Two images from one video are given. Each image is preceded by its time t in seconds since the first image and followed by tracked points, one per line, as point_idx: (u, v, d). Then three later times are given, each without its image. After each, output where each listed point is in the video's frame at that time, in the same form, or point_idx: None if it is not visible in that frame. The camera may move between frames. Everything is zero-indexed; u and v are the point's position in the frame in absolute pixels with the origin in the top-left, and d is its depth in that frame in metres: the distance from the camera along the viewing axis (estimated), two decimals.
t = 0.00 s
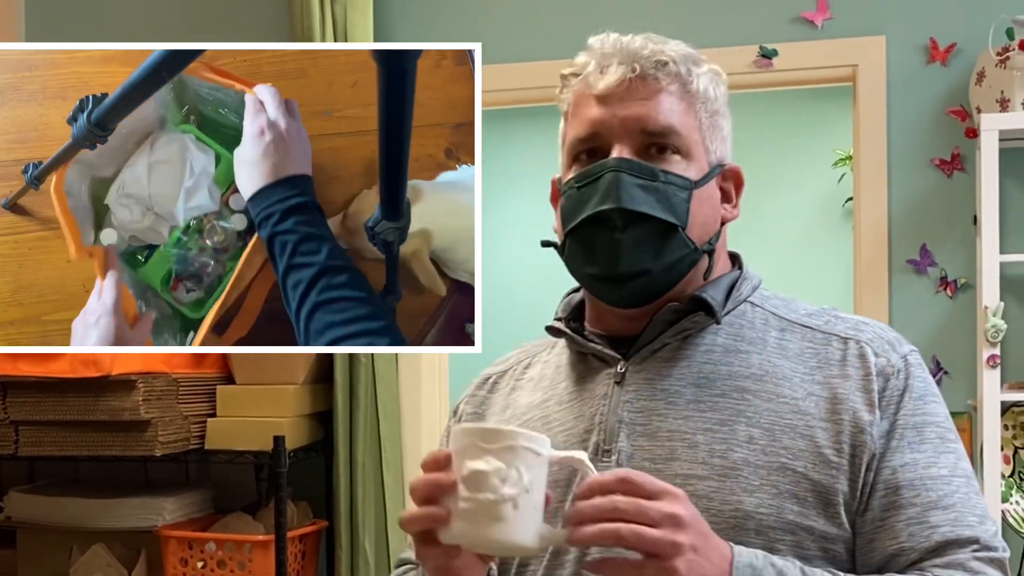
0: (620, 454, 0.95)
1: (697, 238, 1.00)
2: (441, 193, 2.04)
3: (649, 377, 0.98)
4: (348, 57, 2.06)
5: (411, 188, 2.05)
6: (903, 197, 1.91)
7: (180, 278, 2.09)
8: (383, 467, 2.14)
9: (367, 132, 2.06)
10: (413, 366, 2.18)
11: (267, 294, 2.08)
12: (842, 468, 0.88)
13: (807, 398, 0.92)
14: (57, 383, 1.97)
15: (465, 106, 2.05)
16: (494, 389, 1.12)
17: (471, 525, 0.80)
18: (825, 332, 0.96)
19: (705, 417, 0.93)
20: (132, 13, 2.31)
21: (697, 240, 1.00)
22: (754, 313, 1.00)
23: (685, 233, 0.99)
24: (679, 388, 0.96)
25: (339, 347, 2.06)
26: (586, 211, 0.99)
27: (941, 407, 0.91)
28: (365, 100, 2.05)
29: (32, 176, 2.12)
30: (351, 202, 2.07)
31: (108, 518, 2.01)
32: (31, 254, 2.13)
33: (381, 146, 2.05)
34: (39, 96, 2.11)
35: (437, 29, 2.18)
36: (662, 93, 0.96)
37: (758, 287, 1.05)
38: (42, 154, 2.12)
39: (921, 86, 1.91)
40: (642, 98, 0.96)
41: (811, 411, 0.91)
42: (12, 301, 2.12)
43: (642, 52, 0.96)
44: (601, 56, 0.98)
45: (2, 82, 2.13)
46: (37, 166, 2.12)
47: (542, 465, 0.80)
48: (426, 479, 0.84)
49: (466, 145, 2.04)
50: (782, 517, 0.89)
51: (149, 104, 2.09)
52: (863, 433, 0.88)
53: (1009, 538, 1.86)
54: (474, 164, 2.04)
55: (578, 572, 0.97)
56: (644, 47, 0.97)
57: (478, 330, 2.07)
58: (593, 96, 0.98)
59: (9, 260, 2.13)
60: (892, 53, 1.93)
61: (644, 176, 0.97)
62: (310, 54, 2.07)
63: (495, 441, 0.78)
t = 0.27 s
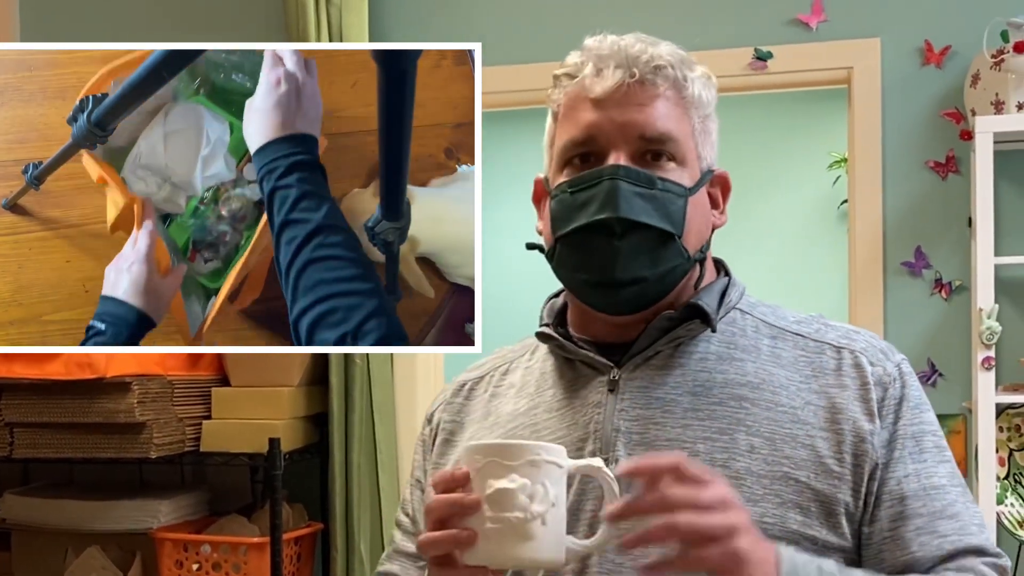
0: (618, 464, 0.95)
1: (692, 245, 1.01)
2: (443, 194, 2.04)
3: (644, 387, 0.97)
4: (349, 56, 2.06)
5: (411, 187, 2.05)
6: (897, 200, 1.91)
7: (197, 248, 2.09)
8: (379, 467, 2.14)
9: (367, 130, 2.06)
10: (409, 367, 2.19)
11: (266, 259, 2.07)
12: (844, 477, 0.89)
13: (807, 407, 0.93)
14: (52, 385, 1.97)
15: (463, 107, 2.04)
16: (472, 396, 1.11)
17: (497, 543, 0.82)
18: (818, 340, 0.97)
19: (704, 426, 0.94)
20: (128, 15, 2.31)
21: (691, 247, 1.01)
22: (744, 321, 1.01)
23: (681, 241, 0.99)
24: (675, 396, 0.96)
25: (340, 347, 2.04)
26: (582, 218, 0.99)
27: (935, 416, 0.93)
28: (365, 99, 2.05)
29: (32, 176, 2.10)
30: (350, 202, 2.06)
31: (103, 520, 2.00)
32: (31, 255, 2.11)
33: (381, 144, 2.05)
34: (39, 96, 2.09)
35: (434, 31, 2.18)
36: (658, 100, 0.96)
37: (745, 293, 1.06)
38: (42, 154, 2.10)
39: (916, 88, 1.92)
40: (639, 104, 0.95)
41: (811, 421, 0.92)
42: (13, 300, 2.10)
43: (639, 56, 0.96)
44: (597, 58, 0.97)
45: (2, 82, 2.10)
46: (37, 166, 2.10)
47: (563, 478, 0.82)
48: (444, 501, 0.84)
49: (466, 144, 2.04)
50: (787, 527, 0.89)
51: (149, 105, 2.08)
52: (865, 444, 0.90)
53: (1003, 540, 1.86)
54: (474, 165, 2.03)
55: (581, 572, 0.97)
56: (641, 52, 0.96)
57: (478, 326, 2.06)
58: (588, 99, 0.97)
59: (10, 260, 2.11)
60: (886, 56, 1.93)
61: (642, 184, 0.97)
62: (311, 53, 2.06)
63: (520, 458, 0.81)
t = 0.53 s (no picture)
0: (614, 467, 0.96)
1: (695, 271, 1.02)
2: (442, 194, 2.04)
3: (637, 392, 0.98)
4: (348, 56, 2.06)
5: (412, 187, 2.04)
6: (895, 202, 1.91)
7: (197, 180, 2.07)
8: (376, 468, 2.14)
9: (365, 131, 2.05)
10: (406, 367, 2.18)
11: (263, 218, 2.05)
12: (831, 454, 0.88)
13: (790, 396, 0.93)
14: (48, 388, 1.98)
15: (462, 109, 2.04)
16: (460, 404, 1.11)
17: (494, 536, 0.81)
18: (801, 333, 0.98)
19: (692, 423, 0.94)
20: (128, 17, 2.31)
21: (694, 275, 1.02)
22: (731, 322, 1.02)
23: (685, 271, 1.00)
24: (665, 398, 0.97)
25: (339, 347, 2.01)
26: (591, 243, 0.99)
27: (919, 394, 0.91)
28: (365, 100, 2.05)
29: (32, 176, 2.08)
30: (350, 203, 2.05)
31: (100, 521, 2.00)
32: (32, 256, 2.08)
33: (381, 144, 2.05)
34: (40, 96, 2.08)
35: (431, 32, 2.18)
36: (681, 129, 0.95)
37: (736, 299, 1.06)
38: (42, 154, 2.08)
39: (913, 89, 1.92)
40: (661, 132, 0.94)
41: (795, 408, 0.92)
42: (12, 300, 2.08)
43: (668, 80, 0.94)
44: (625, 76, 0.95)
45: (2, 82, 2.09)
46: (37, 166, 2.08)
47: (557, 470, 0.83)
48: (440, 495, 0.84)
49: (466, 145, 2.04)
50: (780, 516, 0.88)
51: (150, 105, 2.07)
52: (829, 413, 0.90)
53: (1001, 542, 1.86)
54: (475, 165, 2.03)
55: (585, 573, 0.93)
56: (672, 75, 0.94)
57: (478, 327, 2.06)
58: (611, 118, 0.95)
59: (10, 260, 2.09)
60: (883, 58, 1.93)
61: (654, 216, 0.97)
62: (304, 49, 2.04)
63: (516, 451, 0.81)
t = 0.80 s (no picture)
0: (596, 473, 0.95)
1: (677, 264, 1.01)
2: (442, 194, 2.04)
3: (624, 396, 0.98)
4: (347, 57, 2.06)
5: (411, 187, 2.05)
6: (893, 203, 1.91)
7: (176, 140, 2.08)
8: (374, 470, 2.14)
9: (366, 132, 2.05)
10: (405, 369, 2.19)
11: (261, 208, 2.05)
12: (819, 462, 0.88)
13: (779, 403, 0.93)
14: (48, 390, 1.98)
15: (462, 109, 2.04)
16: (458, 406, 1.12)
17: (457, 541, 0.83)
18: (793, 338, 0.97)
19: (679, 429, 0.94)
20: (127, 18, 2.31)
21: (678, 267, 1.01)
22: (723, 325, 1.01)
23: (670, 262, 1.00)
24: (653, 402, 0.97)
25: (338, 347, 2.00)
26: (570, 239, 0.99)
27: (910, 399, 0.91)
28: (365, 100, 2.05)
29: (32, 176, 2.08)
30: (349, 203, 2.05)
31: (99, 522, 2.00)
32: (31, 256, 2.08)
33: (381, 144, 2.05)
34: (39, 96, 2.08)
35: (430, 33, 2.18)
36: (655, 120, 0.95)
37: (731, 300, 1.05)
38: (42, 154, 2.08)
39: (911, 90, 1.92)
40: (635, 124, 0.95)
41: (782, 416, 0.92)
42: (13, 301, 2.08)
43: (638, 71, 0.95)
44: (595, 70, 0.95)
45: (2, 82, 2.09)
46: (37, 166, 2.08)
47: (521, 472, 0.83)
48: (403, 500, 0.85)
49: (466, 145, 2.04)
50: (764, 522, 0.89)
51: (149, 105, 2.07)
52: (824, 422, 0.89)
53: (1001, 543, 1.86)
54: (475, 165, 2.03)
55: (568, 571, 0.94)
56: (640, 66, 0.95)
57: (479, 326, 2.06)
58: (583, 113, 0.96)
59: (10, 260, 2.08)
60: (882, 59, 1.93)
61: (635, 207, 0.97)
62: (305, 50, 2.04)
63: (476, 456, 0.82)
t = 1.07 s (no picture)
0: (592, 476, 0.95)
1: (674, 267, 1.01)
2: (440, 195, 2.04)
3: (622, 397, 0.98)
4: (347, 57, 2.06)
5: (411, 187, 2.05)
6: (893, 204, 1.92)
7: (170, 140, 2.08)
8: (374, 472, 2.14)
9: (366, 132, 2.05)
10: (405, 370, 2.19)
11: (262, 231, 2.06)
12: (823, 480, 0.90)
13: (783, 415, 0.93)
14: (48, 392, 1.98)
15: (461, 110, 2.04)
16: (456, 407, 1.12)
17: (451, 541, 0.84)
18: (797, 348, 0.98)
19: (681, 436, 0.95)
20: (127, 18, 2.31)
21: (675, 270, 1.01)
22: (724, 329, 1.01)
23: (666, 265, 1.00)
24: (654, 406, 0.96)
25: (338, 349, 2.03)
26: (566, 241, 0.99)
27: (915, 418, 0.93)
28: (364, 100, 2.05)
29: (32, 176, 2.08)
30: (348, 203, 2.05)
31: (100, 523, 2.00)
32: (31, 257, 2.08)
33: (381, 145, 2.05)
34: (39, 96, 2.08)
35: (430, 33, 2.18)
36: (653, 121, 0.95)
37: (730, 302, 1.06)
38: (42, 154, 2.08)
39: (910, 90, 1.92)
40: (632, 125, 0.95)
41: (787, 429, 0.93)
42: (12, 299, 2.08)
43: (636, 73, 0.95)
44: (592, 71, 0.96)
45: (3, 82, 2.09)
46: (37, 166, 2.08)
47: (513, 470, 0.84)
48: (395, 502, 0.86)
49: (466, 145, 2.04)
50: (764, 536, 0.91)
51: (150, 104, 2.07)
52: (839, 442, 0.90)
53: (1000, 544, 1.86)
54: (474, 166, 2.03)
55: (562, 571, 0.94)
56: (638, 68, 0.95)
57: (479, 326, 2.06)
58: (580, 114, 0.96)
59: (9, 261, 2.09)
60: (881, 60, 1.93)
61: (630, 211, 0.97)
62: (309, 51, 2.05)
63: (468, 456, 0.83)
